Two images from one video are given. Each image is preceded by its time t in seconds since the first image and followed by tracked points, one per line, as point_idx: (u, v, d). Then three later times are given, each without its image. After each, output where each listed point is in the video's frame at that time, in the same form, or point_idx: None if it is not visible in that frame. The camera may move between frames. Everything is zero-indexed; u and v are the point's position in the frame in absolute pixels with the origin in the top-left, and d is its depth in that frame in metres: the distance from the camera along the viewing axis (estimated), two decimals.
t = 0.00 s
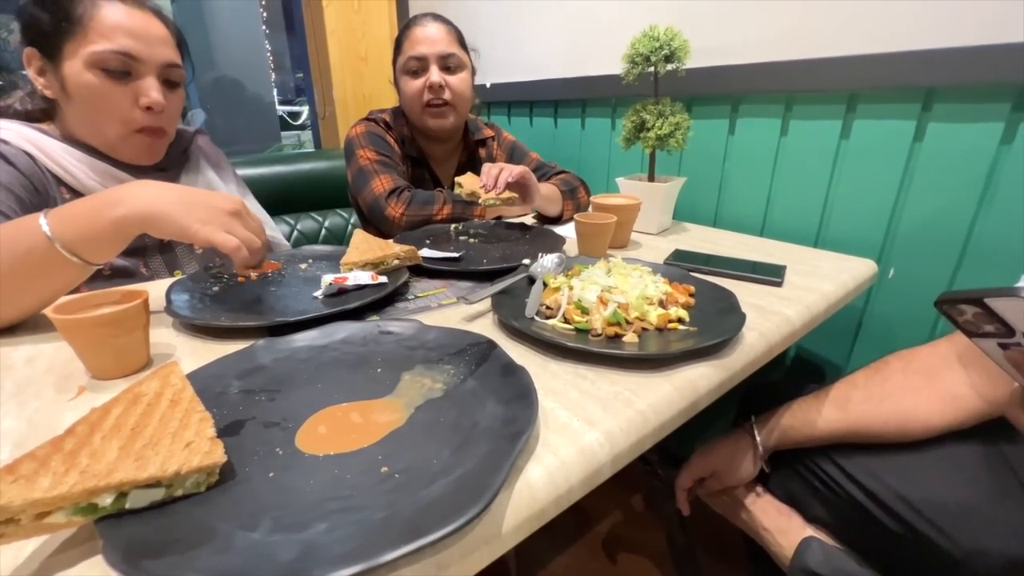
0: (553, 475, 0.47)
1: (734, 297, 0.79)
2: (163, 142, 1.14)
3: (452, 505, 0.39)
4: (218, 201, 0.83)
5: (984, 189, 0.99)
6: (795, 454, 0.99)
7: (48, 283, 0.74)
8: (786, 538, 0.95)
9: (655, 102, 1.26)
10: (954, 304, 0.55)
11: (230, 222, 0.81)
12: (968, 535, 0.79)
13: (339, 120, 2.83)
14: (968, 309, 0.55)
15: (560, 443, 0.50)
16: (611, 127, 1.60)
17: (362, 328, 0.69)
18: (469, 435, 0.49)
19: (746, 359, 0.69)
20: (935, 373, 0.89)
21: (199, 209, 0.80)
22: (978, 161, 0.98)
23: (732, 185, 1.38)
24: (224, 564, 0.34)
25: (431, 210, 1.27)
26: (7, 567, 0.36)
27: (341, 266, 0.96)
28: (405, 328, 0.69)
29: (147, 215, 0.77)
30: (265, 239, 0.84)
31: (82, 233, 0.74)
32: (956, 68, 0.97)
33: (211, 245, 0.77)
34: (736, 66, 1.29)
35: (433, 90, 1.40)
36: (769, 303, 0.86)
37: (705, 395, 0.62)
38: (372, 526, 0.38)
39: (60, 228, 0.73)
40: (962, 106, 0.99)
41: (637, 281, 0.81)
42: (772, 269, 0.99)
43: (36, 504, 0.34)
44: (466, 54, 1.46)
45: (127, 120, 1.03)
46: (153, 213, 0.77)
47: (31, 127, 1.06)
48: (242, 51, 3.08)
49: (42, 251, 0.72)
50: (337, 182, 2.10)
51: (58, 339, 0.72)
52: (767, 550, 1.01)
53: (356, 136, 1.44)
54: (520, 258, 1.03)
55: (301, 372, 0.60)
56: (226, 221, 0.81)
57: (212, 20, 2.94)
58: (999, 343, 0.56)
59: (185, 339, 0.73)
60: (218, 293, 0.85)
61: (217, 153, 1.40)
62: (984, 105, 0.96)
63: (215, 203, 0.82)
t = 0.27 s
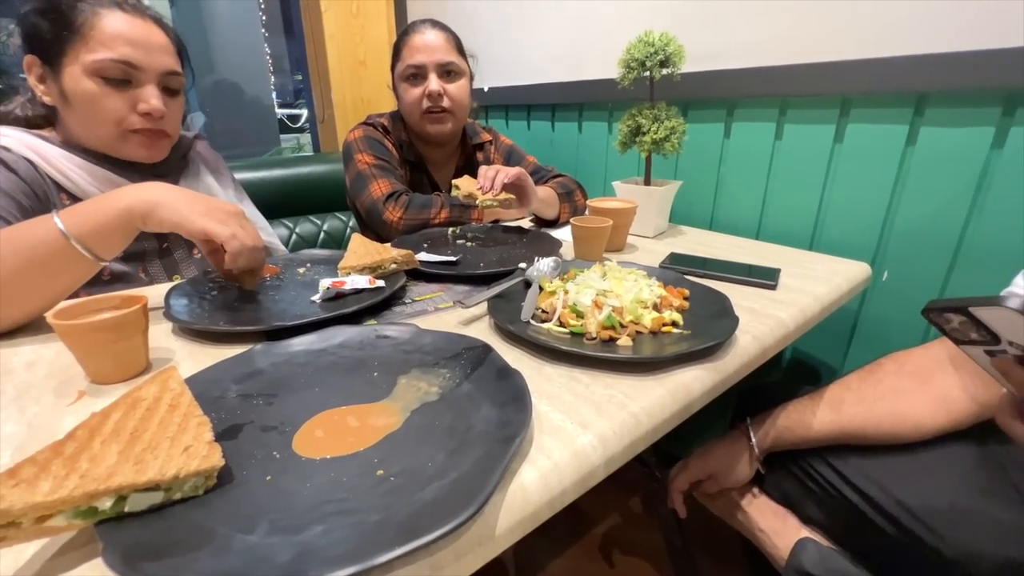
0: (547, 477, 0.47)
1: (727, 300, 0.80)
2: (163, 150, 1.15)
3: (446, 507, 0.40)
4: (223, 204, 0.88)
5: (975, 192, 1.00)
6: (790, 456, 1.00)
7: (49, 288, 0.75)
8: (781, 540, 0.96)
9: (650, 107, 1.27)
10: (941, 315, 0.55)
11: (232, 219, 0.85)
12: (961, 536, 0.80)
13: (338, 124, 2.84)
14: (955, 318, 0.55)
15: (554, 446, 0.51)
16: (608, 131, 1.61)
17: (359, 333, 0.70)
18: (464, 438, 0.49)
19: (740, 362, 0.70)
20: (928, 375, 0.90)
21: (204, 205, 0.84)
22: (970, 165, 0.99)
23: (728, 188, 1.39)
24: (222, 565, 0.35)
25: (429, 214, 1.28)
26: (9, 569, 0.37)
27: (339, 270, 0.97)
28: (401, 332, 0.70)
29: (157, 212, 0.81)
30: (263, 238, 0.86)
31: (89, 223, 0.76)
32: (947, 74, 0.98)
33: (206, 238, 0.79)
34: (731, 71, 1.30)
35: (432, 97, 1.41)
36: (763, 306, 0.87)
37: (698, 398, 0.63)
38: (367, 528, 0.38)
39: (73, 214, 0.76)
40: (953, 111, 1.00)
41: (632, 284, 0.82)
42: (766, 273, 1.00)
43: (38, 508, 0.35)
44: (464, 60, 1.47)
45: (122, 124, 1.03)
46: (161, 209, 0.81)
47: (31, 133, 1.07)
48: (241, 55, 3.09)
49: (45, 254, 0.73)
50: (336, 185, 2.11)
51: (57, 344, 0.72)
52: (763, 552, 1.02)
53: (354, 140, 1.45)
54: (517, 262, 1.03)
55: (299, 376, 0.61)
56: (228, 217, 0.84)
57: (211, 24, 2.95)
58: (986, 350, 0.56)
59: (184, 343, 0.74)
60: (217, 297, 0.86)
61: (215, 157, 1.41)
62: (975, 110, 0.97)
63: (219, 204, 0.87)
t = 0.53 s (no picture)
0: (541, 476, 0.47)
1: (722, 300, 0.81)
2: (158, 151, 1.15)
3: (440, 505, 0.40)
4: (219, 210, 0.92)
5: (967, 193, 1.01)
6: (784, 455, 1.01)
7: (45, 288, 0.75)
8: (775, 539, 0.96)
9: (646, 107, 1.28)
10: (930, 309, 0.55)
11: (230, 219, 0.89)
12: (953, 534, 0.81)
13: (334, 124, 2.83)
14: (943, 314, 0.56)
15: (549, 445, 0.51)
16: (604, 131, 1.62)
17: (354, 333, 0.70)
18: (459, 437, 0.49)
19: (734, 361, 0.70)
20: (921, 375, 0.91)
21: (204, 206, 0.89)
22: (962, 166, 1.00)
23: (723, 189, 1.40)
24: (215, 565, 0.35)
25: (424, 215, 1.28)
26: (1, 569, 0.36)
27: (335, 269, 0.97)
28: (397, 332, 0.70)
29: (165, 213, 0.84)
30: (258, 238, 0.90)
31: (97, 217, 0.78)
32: (939, 76, 0.99)
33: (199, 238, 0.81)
34: (726, 72, 1.31)
35: (429, 100, 1.41)
36: (758, 306, 0.87)
37: (692, 397, 0.63)
38: (361, 527, 0.38)
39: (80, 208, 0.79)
40: (944, 113, 1.01)
41: (627, 284, 0.82)
42: (762, 273, 1.01)
43: (31, 507, 0.35)
44: (462, 62, 1.47)
45: (121, 126, 1.03)
46: (164, 208, 0.83)
47: (26, 133, 1.07)
48: (237, 55, 3.08)
49: (43, 252, 0.73)
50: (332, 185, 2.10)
51: (51, 344, 0.72)
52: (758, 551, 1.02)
53: (350, 140, 1.45)
54: (513, 261, 1.04)
55: (294, 376, 0.61)
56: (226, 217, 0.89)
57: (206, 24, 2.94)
58: (975, 345, 0.58)
59: (179, 342, 0.73)
60: (212, 297, 0.86)
61: (210, 157, 1.41)
62: (966, 112, 0.98)
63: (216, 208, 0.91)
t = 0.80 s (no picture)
0: (538, 473, 0.47)
1: (719, 298, 0.80)
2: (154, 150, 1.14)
3: (435, 502, 0.39)
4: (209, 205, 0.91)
5: (962, 192, 1.01)
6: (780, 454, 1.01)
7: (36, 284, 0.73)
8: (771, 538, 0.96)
9: (643, 106, 1.28)
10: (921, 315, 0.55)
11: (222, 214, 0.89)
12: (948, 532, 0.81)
13: (329, 122, 2.82)
14: (935, 318, 0.55)
15: (545, 442, 0.51)
16: (600, 130, 1.61)
17: (348, 329, 0.69)
18: (454, 434, 0.49)
19: (731, 358, 0.70)
20: (916, 373, 0.91)
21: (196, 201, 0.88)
22: (957, 165, 1.01)
23: (719, 188, 1.40)
24: (204, 563, 0.34)
25: (420, 212, 1.27)
26: None
27: (329, 267, 0.96)
28: (392, 328, 0.69)
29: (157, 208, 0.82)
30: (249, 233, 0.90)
31: (88, 212, 0.77)
32: (934, 76, 0.99)
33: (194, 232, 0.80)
34: (722, 71, 1.31)
35: (425, 99, 1.40)
36: (755, 304, 0.87)
37: (689, 393, 0.62)
38: (354, 525, 0.38)
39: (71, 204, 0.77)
40: (940, 112, 1.01)
41: (624, 281, 0.82)
42: (759, 271, 1.01)
43: (13, 504, 0.33)
44: (459, 61, 1.47)
45: (114, 122, 1.02)
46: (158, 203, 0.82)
47: (17, 128, 1.05)
48: (231, 52, 3.06)
49: (35, 247, 0.72)
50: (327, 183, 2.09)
51: (38, 340, 0.70)
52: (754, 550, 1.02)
53: (345, 138, 1.44)
54: (509, 259, 1.03)
55: (288, 372, 0.60)
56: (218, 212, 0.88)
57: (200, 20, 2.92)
58: (967, 349, 0.57)
59: (169, 339, 0.72)
60: (204, 293, 0.85)
61: (204, 153, 1.39)
62: (961, 112, 0.98)
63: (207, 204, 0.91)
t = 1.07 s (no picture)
0: (530, 459, 0.48)
1: (709, 292, 0.82)
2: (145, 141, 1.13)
3: (428, 485, 0.40)
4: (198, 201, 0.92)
5: (945, 191, 1.03)
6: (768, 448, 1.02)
7: (27, 273, 0.73)
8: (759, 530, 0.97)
9: (635, 104, 1.29)
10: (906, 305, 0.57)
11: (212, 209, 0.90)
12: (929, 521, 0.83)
13: (322, 119, 2.80)
14: (918, 309, 0.57)
15: (537, 429, 0.51)
16: (593, 128, 1.62)
17: (342, 321, 0.69)
18: (447, 421, 0.49)
19: (720, 351, 0.71)
20: (900, 367, 0.93)
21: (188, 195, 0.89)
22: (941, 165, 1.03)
23: (710, 186, 1.42)
24: (200, 543, 0.34)
25: (414, 208, 1.27)
26: None
27: (322, 260, 0.96)
28: (385, 320, 0.70)
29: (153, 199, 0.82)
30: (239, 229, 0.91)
31: (82, 200, 0.77)
32: (920, 78, 1.01)
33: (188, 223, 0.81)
34: (714, 70, 1.33)
35: (422, 97, 1.41)
36: (744, 299, 0.88)
37: (678, 384, 0.64)
38: (349, 506, 0.38)
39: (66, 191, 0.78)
40: (924, 112, 1.03)
41: (615, 276, 0.83)
42: (748, 267, 1.02)
43: (9, 484, 0.34)
44: (454, 59, 1.47)
45: (106, 115, 1.01)
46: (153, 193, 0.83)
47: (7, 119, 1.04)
48: (223, 47, 3.03)
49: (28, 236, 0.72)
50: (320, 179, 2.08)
51: (29, 331, 0.70)
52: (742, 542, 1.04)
53: (339, 133, 1.44)
54: (502, 254, 1.04)
55: (282, 362, 0.60)
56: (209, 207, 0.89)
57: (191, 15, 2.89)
58: (948, 339, 0.59)
59: (162, 330, 0.72)
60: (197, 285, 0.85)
61: (195, 146, 1.39)
62: (945, 113, 1.01)
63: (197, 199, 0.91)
